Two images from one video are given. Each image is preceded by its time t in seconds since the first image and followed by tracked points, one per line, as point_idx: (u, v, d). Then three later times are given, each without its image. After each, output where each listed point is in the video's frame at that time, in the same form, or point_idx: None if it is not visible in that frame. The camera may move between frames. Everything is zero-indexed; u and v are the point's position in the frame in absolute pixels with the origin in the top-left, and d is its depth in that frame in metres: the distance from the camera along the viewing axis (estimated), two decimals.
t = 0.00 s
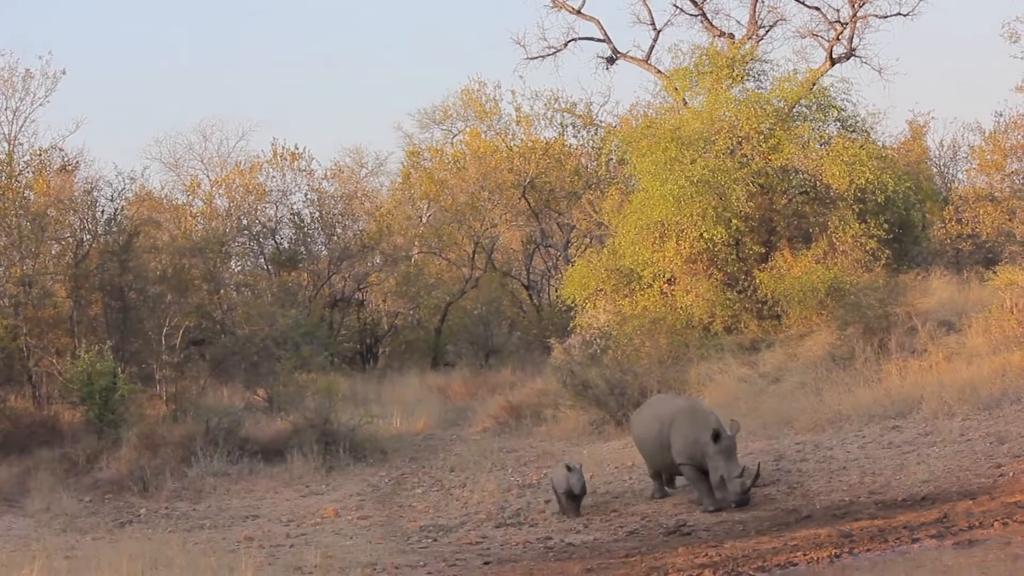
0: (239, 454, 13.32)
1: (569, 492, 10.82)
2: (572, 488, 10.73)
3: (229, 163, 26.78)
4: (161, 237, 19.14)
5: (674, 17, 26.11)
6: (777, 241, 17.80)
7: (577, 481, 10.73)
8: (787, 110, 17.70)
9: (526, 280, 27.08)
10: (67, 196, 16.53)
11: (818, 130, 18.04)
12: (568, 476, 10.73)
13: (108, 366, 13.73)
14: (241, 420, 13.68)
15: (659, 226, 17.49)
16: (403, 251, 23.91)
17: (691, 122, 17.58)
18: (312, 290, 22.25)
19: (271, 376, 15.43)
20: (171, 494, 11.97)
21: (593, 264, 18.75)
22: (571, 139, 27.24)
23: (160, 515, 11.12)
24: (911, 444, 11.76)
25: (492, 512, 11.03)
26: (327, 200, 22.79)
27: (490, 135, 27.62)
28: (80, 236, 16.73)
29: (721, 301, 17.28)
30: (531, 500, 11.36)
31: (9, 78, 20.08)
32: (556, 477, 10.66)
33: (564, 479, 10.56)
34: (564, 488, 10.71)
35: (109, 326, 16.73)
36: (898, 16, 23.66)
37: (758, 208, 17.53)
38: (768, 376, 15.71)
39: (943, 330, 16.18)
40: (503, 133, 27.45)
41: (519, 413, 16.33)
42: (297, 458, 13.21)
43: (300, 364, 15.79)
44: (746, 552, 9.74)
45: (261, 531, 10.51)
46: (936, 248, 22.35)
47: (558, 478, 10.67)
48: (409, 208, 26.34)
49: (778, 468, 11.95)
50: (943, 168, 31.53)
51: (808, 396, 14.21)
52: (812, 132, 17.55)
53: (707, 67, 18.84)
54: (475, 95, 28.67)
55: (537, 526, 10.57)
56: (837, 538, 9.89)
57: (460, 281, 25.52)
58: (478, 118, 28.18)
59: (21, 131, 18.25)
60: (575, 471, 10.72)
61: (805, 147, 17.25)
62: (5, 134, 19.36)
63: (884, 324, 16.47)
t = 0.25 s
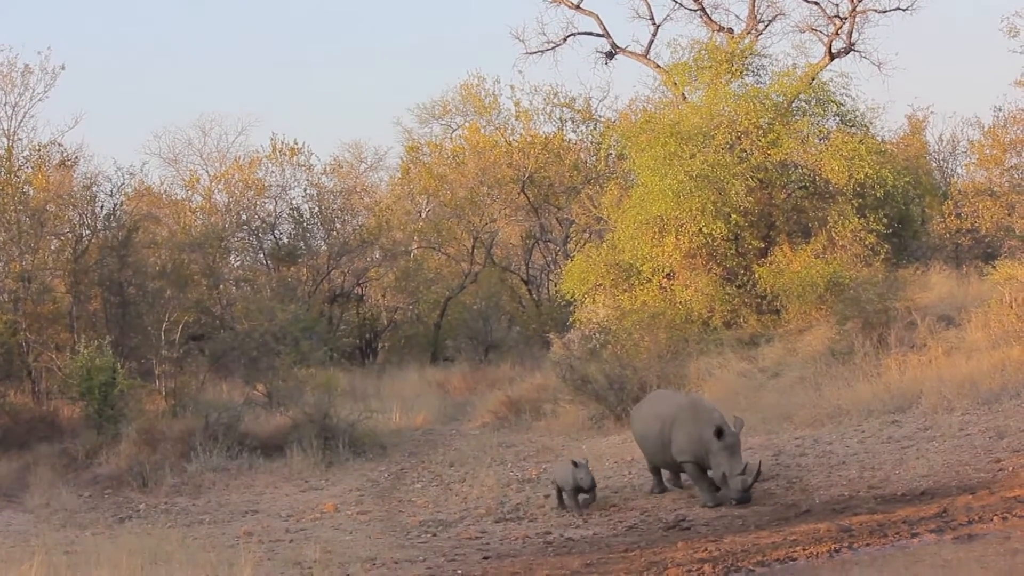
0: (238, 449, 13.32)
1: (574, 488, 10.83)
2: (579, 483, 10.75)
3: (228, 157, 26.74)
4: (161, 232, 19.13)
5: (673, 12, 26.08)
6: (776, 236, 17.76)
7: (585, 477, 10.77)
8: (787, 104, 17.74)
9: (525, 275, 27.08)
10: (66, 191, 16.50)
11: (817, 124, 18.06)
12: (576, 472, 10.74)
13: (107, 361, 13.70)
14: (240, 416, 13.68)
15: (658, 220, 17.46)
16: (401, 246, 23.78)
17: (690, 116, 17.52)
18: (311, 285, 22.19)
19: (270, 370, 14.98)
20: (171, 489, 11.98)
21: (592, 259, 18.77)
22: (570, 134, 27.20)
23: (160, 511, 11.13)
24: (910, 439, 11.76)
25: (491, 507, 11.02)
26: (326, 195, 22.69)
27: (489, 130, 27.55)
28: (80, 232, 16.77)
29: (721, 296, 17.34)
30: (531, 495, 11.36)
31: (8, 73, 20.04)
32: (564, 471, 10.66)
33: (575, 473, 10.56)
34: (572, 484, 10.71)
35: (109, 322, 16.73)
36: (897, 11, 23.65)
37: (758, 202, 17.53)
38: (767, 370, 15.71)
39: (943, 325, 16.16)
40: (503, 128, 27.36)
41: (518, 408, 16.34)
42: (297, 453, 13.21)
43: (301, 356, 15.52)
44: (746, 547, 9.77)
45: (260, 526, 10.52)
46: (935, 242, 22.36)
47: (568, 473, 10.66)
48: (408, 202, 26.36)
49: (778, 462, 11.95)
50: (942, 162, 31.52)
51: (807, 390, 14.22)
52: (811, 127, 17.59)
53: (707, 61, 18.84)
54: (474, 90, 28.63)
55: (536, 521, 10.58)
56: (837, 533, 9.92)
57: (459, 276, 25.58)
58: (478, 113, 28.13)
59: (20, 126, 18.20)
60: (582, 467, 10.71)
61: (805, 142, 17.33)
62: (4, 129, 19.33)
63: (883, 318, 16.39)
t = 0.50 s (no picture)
0: (237, 443, 13.32)
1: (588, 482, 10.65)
2: (592, 475, 10.59)
3: (225, 152, 26.73)
4: (159, 226, 19.12)
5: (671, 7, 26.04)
6: (774, 230, 17.80)
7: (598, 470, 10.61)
8: (784, 98, 17.71)
9: (523, 269, 26.76)
10: (64, 185, 16.48)
11: (815, 118, 18.03)
12: (588, 464, 10.62)
13: (106, 356, 13.71)
14: (238, 410, 13.68)
15: (656, 215, 17.40)
16: (399, 240, 23.73)
17: (688, 111, 17.59)
18: (309, 280, 22.22)
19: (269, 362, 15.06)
20: (169, 483, 11.97)
21: (590, 254, 18.74)
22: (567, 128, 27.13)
23: (158, 505, 11.12)
24: (908, 433, 11.76)
25: (489, 501, 11.02)
26: (324, 189, 22.85)
27: (487, 124, 27.46)
28: (78, 226, 16.78)
29: (719, 290, 17.30)
30: (529, 489, 11.36)
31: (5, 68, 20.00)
32: (573, 462, 10.57)
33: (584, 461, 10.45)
34: (583, 475, 10.56)
35: (107, 316, 16.78)
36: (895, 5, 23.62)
37: (755, 196, 17.49)
38: (765, 364, 15.72)
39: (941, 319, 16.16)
40: (501, 122, 27.15)
41: (517, 402, 16.34)
42: (295, 447, 13.22)
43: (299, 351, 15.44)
44: (745, 541, 9.79)
45: (259, 520, 10.52)
46: (932, 236, 22.36)
47: (577, 463, 10.56)
48: (406, 197, 26.55)
49: (776, 456, 11.94)
50: (940, 156, 31.50)
51: (806, 384, 14.22)
52: (808, 121, 17.59)
53: (704, 56, 18.86)
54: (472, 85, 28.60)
55: (535, 515, 10.58)
56: (835, 527, 9.93)
57: (457, 271, 25.69)
58: (476, 108, 28.09)
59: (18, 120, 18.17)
60: (593, 459, 10.60)
61: (803, 136, 17.29)
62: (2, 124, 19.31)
63: (882, 312, 16.49)
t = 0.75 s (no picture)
0: (234, 438, 13.33)
1: (597, 480, 10.54)
2: (600, 472, 10.48)
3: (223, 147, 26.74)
4: (157, 221, 19.12)
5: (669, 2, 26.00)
6: (772, 224, 17.67)
7: (608, 468, 10.49)
8: (782, 93, 17.72)
9: (521, 263, 26.40)
10: (62, 180, 16.47)
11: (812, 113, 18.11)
12: (596, 461, 10.53)
13: (104, 351, 13.64)
14: (236, 405, 13.69)
15: (654, 209, 17.47)
16: (398, 235, 23.97)
17: (685, 105, 17.59)
18: (307, 274, 22.30)
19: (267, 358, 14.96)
20: (167, 478, 11.97)
21: (588, 248, 18.80)
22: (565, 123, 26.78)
23: (156, 500, 11.13)
24: (906, 427, 11.76)
25: (487, 495, 11.02)
26: (321, 183, 22.80)
27: (485, 118, 27.36)
28: (75, 221, 16.81)
29: (716, 284, 17.25)
30: (527, 484, 11.37)
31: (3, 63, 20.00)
32: (581, 459, 10.50)
33: (590, 457, 10.37)
34: (591, 472, 10.47)
35: (105, 311, 16.79)
36: None
37: (753, 191, 17.48)
38: (762, 359, 15.72)
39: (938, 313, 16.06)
40: (498, 117, 27.16)
41: (514, 397, 16.35)
42: (293, 442, 13.23)
43: (296, 345, 15.37)
44: (742, 535, 9.80)
45: (256, 515, 10.53)
46: (930, 231, 22.36)
47: (584, 459, 10.49)
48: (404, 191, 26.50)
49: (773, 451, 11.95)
50: (937, 150, 31.47)
51: (804, 378, 14.23)
52: (806, 115, 17.63)
53: (702, 51, 18.82)
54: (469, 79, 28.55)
55: (532, 510, 10.58)
56: (833, 521, 9.94)
57: (455, 265, 25.71)
58: (473, 102, 28.03)
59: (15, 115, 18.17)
60: (602, 456, 10.53)
61: (800, 130, 17.22)
62: None
63: (878, 307, 16.38)
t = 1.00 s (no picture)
0: (232, 434, 13.32)
1: (607, 476, 10.42)
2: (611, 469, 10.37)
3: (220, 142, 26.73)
4: (154, 216, 19.12)
5: None
6: (769, 219, 17.75)
7: (619, 464, 10.40)
8: (779, 87, 17.51)
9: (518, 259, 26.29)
10: (59, 175, 16.47)
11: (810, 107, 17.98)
12: (607, 456, 10.40)
13: (101, 345, 13.79)
14: (234, 399, 13.68)
15: (651, 204, 17.44)
16: (394, 230, 23.90)
17: (682, 100, 17.46)
18: (304, 269, 22.36)
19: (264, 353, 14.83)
20: (164, 473, 11.95)
21: (585, 242, 18.74)
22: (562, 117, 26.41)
23: (153, 495, 11.12)
24: (903, 422, 11.77)
25: (484, 490, 11.02)
26: (319, 178, 22.76)
27: (482, 113, 27.28)
28: (73, 216, 16.80)
29: (714, 279, 17.24)
30: (524, 479, 11.36)
31: None
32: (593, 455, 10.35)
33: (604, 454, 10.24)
34: (602, 467, 10.35)
35: (102, 306, 16.87)
36: None
37: (751, 185, 17.46)
38: (760, 353, 15.70)
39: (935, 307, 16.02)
40: (495, 112, 27.06)
41: (512, 392, 16.37)
42: (290, 437, 13.23)
43: (294, 340, 15.34)
44: (739, 531, 9.80)
45: (254, 510, 10.53)
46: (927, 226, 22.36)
47: (595, 455, 10.36)
48: (401, 187, 26.49)
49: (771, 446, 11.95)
50: (934, 145, 31.41)
51: (800, 373, 14.23)
52: (803, 110, 17.50)
53: (699, 45, 18.70)
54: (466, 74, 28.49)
55: (530, 505, 10.58)
56: (830, 516, 9.95)
57: (452, 260, 25.74)
58: (470, 97, 28.02)
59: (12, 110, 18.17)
60: (614, 451, 10.41)
61: (798, 125, 17.21)
62: None
63: (876, 302, 16.32)
